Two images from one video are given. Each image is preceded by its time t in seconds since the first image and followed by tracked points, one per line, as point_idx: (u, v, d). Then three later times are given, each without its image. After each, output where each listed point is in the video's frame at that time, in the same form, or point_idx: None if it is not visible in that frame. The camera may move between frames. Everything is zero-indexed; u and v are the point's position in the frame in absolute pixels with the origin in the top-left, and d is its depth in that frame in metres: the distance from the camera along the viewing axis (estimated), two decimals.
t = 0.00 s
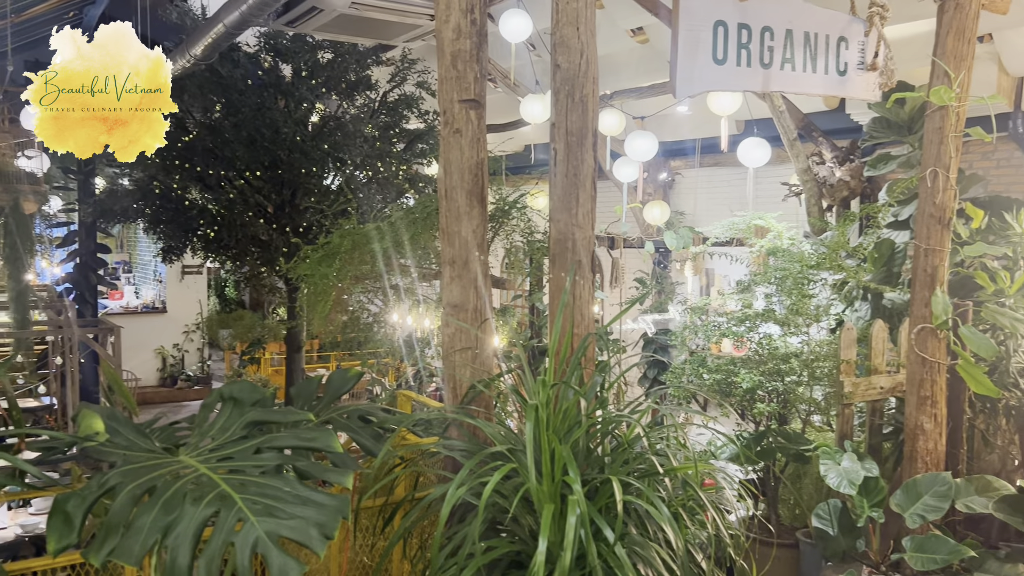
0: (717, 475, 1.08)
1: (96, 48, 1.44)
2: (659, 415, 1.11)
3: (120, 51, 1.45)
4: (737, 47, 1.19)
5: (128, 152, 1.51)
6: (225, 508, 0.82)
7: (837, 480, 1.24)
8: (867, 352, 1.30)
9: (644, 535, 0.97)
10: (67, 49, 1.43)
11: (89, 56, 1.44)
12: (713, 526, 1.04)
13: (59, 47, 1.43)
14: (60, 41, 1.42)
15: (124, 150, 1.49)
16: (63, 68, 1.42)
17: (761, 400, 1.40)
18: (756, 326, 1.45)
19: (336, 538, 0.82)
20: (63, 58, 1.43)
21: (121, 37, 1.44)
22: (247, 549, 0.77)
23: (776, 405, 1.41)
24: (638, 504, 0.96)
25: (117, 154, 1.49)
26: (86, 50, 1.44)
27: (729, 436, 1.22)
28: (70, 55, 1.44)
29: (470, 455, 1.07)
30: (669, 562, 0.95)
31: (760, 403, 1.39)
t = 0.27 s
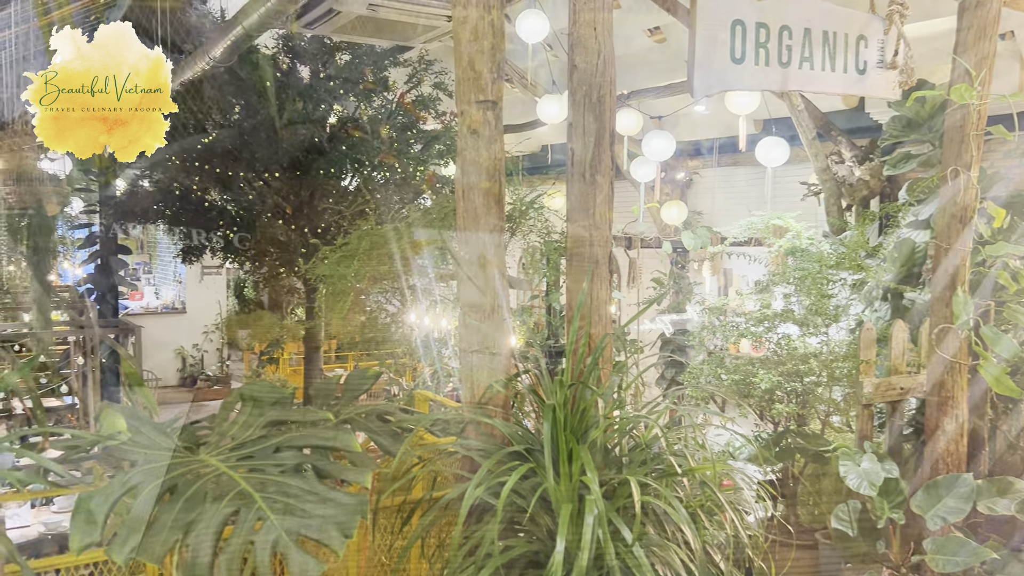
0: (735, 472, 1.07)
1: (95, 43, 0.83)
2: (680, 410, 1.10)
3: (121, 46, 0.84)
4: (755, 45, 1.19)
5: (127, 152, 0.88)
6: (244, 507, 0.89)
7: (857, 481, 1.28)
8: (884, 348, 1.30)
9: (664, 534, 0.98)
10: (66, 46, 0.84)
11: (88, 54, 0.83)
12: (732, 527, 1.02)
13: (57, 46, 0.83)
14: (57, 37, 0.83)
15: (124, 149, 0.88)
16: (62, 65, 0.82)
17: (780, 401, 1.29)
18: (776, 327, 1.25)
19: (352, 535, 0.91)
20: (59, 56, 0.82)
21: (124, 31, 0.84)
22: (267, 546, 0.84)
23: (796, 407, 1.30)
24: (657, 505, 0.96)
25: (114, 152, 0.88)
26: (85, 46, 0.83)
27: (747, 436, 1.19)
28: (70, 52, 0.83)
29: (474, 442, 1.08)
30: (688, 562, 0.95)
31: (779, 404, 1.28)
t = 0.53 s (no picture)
0: (750, 465, 1.05)
1: (96, 44, 0.90)
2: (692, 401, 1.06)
3: (122, 46, 0.90)
4: (771, 46, 1.14)
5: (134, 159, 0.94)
6: (260, 507, 0.92)
7: (875, 483, 1.17)
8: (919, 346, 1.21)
9: (680, 535, 0.96)
10: (67, 46, 0.90)
11: (89, 55, 0.90)
12: (747, 527, 0.99)
13: (58, 45, 0.89)
14: (57, 36, 0.89)
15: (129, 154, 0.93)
16: (62, 65, 0.89)
17: (794, 400, 1.14)
18: (791, 326, 1.13)
19: (369, 531, 0.96)
20: (60, 58, 0.89)
21: (124, 32, 0.91)
22: (284, 547, 0.91)
23: (810, 406, 1.15)
24: (671, 504, 0.97)
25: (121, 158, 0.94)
26: (86, 47, 0.90)
27: (764, 437, 1.09)
28: (71, 53, 0.90)
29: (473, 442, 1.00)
30: (703, 561, 0.96)
31: (795, 403, 1.14)
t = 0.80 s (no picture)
0: (764, 464, 0.93)
1: (96, 44, 0.88)
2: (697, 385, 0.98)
3: (122, 46, 0.89)
4: (782, 45, 0.94)
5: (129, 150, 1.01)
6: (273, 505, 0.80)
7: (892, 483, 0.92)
8: (948, 376, 1.10)
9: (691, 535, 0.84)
10: (67, 45, 0.89)
11: (89, 55, 0.89)
12: (761, 530, 0.84)
13: (58, 45, 0.89)
14: (58, 36, 0.89)
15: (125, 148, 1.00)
16: (62, 66, 0.88)
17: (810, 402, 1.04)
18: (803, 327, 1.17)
19: (386, 531, 0.79)
20: (60, 57, 0.89)
21: (125, 33, 0.89)
22: (294, 541, 0.77)
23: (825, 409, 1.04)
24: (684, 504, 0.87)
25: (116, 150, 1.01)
26: (86, 47, 0.89)
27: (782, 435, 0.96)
28: (70, 52, 0.89)
29: (455, 419, 0.94)
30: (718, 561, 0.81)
31: (808, 405, 1.03)
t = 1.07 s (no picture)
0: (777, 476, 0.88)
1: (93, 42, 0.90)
2: (705, 355, 0.80)
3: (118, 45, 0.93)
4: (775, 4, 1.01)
5: (128, 150, 1.05)
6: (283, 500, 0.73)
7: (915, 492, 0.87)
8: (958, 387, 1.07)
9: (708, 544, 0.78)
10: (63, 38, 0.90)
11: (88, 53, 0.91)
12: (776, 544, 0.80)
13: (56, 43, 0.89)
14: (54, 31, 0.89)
15: (124, 149, 1.03)
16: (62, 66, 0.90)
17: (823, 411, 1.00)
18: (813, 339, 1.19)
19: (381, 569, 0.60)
20: (59, 58, 0.90)
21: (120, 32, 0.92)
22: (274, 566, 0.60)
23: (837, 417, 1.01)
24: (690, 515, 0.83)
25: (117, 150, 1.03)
26: (85, 47, 0.90)
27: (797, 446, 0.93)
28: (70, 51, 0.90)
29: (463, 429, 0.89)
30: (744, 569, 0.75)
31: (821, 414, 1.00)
